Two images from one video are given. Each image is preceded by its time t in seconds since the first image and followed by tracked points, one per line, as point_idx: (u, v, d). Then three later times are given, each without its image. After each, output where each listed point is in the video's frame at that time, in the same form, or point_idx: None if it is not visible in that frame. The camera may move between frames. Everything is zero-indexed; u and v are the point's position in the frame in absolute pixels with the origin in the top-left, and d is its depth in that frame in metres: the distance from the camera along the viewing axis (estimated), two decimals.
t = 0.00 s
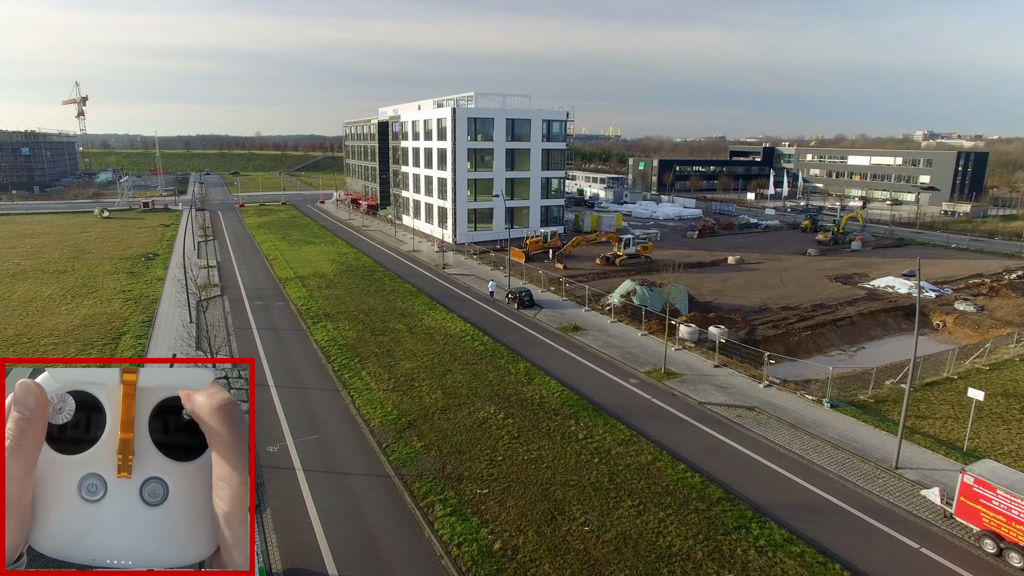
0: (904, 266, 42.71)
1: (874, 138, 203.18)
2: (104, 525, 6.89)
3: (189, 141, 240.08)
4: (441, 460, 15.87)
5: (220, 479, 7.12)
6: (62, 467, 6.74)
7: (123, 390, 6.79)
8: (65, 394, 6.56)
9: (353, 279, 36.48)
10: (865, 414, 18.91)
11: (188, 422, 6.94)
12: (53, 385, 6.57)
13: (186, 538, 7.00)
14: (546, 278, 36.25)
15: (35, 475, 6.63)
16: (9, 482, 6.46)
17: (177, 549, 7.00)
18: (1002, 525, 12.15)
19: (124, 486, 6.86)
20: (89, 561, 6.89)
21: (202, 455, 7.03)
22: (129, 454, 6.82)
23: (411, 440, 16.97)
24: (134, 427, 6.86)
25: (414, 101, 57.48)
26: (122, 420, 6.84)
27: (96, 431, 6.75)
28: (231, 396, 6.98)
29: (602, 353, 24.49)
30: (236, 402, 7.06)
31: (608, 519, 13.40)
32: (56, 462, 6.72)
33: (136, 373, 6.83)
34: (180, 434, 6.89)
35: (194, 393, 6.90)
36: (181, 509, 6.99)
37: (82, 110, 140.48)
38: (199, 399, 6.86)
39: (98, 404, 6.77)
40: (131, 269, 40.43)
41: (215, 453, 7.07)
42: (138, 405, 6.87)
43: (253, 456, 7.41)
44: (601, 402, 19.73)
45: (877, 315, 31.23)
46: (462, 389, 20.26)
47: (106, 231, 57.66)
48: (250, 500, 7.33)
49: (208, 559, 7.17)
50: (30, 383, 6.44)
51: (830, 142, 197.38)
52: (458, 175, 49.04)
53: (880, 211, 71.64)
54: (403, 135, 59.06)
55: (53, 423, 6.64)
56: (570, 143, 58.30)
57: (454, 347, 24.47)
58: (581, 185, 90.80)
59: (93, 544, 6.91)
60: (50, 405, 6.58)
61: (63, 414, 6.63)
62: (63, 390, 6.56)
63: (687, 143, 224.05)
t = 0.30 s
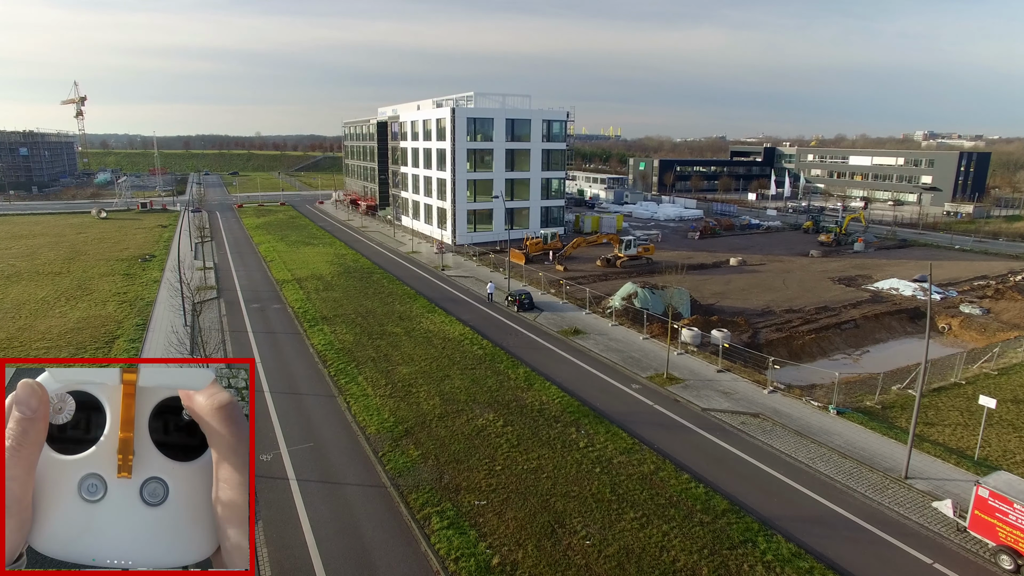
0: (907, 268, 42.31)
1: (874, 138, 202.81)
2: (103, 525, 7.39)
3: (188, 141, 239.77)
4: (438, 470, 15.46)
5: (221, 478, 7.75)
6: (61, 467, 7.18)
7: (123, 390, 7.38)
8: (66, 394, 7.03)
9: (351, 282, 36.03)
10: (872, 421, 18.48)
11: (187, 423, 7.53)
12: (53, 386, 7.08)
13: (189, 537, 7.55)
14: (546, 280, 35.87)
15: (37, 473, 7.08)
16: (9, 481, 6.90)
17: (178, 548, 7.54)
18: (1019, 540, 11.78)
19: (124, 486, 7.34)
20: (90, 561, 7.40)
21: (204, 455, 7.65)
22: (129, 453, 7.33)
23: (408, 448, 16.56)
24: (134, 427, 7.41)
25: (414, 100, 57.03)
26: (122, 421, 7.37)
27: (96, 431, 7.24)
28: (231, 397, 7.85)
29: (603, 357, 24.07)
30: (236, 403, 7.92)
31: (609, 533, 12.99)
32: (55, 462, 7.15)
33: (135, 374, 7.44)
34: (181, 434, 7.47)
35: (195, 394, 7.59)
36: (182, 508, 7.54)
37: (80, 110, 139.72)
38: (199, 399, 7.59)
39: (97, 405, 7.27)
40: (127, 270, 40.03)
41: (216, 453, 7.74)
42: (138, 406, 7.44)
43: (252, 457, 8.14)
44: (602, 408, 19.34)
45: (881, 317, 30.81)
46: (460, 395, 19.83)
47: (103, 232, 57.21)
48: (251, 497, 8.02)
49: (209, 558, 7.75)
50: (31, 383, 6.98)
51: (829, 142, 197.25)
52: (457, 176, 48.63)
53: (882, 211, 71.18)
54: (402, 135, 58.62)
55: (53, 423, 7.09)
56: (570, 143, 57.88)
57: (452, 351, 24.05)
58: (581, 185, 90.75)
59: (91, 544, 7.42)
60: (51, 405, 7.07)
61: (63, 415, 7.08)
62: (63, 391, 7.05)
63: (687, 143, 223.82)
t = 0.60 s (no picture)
0: (910, 270, 41.89)
1: (874, 138, 202.63)
2: (104, 525, 7.44)
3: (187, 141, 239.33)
4: (435, 481, 15.01)
5: (221, 478, 7.76)
6: (62, 467, 7.26)
7: (123, 390, 7.41)
8: (66, 394, 7.17)
9: (348, 284, 35.55)
10: (879, 429, 17.99)
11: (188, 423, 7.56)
12: (53, 387, 7.22)
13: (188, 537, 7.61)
14: (546, 282, 35.42)
15: (37, 473, 7.16)
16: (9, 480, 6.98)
17: (179, 548, 7.60)
18: None
19: (124, 486, 7.39)
20: (90, 561, 7.43)
21: (204, 455, 7.68)
22: (129, 454, 7.38)
23: (403, 458, 16.11)
24: (134, 427, 7.45)
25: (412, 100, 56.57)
26: (122, 421, 7.43)
27: (96, 431, 7.32)
28: (232, 395, 7.76)
29: (604, 362, 23.67)
30: (237, 401, 7.85)
31: (612, 548, 12.54)
32: (54, 461, 7.24)
33: (135, 375, 7.45)
34: (180, 434, 7.50)
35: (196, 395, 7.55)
36: (182, 508, 7.59)
37: (78, 109, 139.20)
38: (199, 399, 7.53)
39: (97, 405, 7.36)
40: (122, 272, 39.60)
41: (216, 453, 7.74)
42: (138, 406, 7.47)
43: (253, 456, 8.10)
44: (602, 415, 18.91)
45: (886, 321, 30.35)
46: (458, 402, 19.39)
47: (99, 232, 56.79)
48: (251, 496, 8.03)
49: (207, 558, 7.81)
50: (31, 384, 7.11)
51: (830, 142, 196.97)
52: (456, 176, 48.16)
53: (884, 212, 70.73)
54: (400, 136, 58.17)
55: (54, 423, 7.23)
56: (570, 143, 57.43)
57: (450, 356, 23.60)
58: (580, 185, 90.63)
59: (93, 545, 7.46)
60: (51, 406, 7.21)
61: (63, 415, 7.23)
62: (63, 391, 7.19)
63: (687, 143, 223.58)
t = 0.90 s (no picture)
0: (914, 271, 41.38)
1: (874, 138, 202.32)
2: (103, 526, 7.13)
3: (187, 140, 239.55)
4: (431, 495, 14.49)
5: (220, 478, 7.42)
6: (63, 467, 6.95)
7: (123, 390, 7.02)
8: (65, 394, 6.79)
9: (345, 286, 35.00)
10: (888, 437, 17.42)
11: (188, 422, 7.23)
12: (53, 386, 6.79)
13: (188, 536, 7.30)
14: (546, 284, 34.84)
15: (37, 474, 6.82)
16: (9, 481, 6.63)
17: (179, 548, 7.29)
18: None
19: (124, 486, 7.07)
20: (90, 560, 7.09)
21: (202, 455, 7.33)
22: (129, 454, 7.03)
23: (398, 470, 15.60)
24: (134, 428, 7.09)
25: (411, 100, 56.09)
26: (122, 422, 7.06)
27: (96, 431, 6.96)
28: (232, 396, 7.38)
29: (606, 368, 23.11)
30: (237, 402, 7.46)
31: (614, 567, 12.03)
32: (55, 462, 6.92)
33: (136, 374, 7.06)
34: (180, 433, 7.17)
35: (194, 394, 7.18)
36: (182, 508, 7.27)
37: (77, 109, 138.85)
38: (198, 398, 7.16)
39: (98, 405, 6.99)
40: (116, 274, 39.09)
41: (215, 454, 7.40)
42: (138, 406, 7.10)
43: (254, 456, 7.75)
44: (604, 424, 18.37)
45: (891, 324, 29.84)
46: (455, 411, 18.93)
47: (95, 234, 56.31)
48: (250, 498, 7.62)
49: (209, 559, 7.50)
50: (29, 384, 6.65)
51: (830, 142, 196.72)
52: (455, 177, 47.63)
53: (886, 213, 70.29)
54: (399, 136, 57.69)
55: (53, 423, 6.87)
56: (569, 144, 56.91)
57: (447, 362, 23.10)
58: (581, 186, 90.20)
59: (93, 544, 7.11)
60: (51, 406, 6.82)
61: (63, 415, 6.86)
62: (62, 390, 6.81)
63: (687, 143, 223.49)
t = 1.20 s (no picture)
0: (919, 273, 40.85)
1: (874, 139, 202.08)
2: (103, 524, 7.26)
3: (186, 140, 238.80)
4: (426, 510, 13.94)
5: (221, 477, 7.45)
6: (63, 465, 7.09)
7: (123, 389, 7.12)
8: (65, 394, 6.90)
9: (342, 289, 34.44)
10: (899, 447, 16.84)
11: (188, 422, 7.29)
12: (54, 385, 6.95)
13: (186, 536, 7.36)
14: (546, 287, 34.32)
15: (37, 473, 6.98)
16: (10, 480, 6.82)
17: (178, 549, 7.36)
18: None
19: (124, 485, 7.18)
20: (90, 560, 7.28)
21: (203, 455, 7.39)
22: (129, 454, 7.14)
23: (393, 483, 15.06)
24: (134, 427, 7.19)
25: (409, 100, 55.55)
26: (122, 421, 7.17)
27: (96, 431, 7.07)
28: (231, 395, 7.46)
29: (606, 374, 22.56)
30: (235, 401, 7.54)
31: None
32: (57, 460, 7.07)
33: (135, 373, 7.15)
34: (181, 434, 7.23)
35: (195, 393, 7.26)
36: (182, 508, 7.34)
37: (74, 109, 138.04)
38: (199, 397, 7.25)
39: (97, 404, 7.08)
40: (110, 276, 38.49)
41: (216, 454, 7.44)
42: (138, 405, 7.18)
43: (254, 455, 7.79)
44: (605, 434, 17.85)
45: (898, 328, 29.29)
46: (452, 420, 18.38)
47: (90, 235, 55.69)
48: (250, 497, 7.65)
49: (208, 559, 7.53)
50: (33, 382, 6.86)
51: (830, 142, 196.20)
52: (454, 178, 47.06)
53: (888, 214, 69.71)
54: (397, 136, 57.12)
55: (54, 423, 6.99)
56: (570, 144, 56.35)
57: (444, 368, 22.57)
58: (581, 186, 89.64)
59: (93, 543, 7.30)
60: (52, 405, 6.95)
61: (63, 414, 6.97)
62: (62, 390, 6.91)
63: (687, 143, 223.15)
